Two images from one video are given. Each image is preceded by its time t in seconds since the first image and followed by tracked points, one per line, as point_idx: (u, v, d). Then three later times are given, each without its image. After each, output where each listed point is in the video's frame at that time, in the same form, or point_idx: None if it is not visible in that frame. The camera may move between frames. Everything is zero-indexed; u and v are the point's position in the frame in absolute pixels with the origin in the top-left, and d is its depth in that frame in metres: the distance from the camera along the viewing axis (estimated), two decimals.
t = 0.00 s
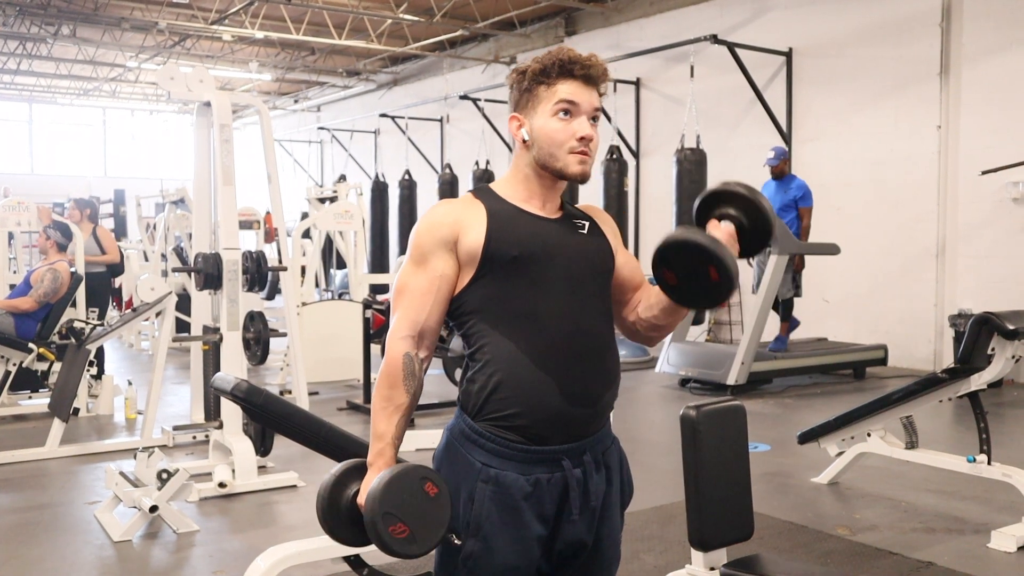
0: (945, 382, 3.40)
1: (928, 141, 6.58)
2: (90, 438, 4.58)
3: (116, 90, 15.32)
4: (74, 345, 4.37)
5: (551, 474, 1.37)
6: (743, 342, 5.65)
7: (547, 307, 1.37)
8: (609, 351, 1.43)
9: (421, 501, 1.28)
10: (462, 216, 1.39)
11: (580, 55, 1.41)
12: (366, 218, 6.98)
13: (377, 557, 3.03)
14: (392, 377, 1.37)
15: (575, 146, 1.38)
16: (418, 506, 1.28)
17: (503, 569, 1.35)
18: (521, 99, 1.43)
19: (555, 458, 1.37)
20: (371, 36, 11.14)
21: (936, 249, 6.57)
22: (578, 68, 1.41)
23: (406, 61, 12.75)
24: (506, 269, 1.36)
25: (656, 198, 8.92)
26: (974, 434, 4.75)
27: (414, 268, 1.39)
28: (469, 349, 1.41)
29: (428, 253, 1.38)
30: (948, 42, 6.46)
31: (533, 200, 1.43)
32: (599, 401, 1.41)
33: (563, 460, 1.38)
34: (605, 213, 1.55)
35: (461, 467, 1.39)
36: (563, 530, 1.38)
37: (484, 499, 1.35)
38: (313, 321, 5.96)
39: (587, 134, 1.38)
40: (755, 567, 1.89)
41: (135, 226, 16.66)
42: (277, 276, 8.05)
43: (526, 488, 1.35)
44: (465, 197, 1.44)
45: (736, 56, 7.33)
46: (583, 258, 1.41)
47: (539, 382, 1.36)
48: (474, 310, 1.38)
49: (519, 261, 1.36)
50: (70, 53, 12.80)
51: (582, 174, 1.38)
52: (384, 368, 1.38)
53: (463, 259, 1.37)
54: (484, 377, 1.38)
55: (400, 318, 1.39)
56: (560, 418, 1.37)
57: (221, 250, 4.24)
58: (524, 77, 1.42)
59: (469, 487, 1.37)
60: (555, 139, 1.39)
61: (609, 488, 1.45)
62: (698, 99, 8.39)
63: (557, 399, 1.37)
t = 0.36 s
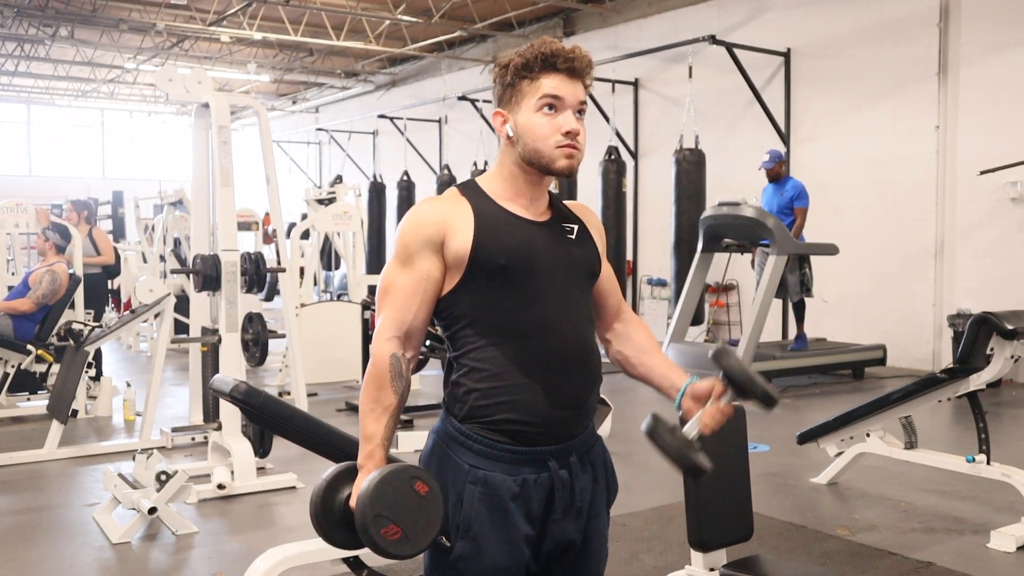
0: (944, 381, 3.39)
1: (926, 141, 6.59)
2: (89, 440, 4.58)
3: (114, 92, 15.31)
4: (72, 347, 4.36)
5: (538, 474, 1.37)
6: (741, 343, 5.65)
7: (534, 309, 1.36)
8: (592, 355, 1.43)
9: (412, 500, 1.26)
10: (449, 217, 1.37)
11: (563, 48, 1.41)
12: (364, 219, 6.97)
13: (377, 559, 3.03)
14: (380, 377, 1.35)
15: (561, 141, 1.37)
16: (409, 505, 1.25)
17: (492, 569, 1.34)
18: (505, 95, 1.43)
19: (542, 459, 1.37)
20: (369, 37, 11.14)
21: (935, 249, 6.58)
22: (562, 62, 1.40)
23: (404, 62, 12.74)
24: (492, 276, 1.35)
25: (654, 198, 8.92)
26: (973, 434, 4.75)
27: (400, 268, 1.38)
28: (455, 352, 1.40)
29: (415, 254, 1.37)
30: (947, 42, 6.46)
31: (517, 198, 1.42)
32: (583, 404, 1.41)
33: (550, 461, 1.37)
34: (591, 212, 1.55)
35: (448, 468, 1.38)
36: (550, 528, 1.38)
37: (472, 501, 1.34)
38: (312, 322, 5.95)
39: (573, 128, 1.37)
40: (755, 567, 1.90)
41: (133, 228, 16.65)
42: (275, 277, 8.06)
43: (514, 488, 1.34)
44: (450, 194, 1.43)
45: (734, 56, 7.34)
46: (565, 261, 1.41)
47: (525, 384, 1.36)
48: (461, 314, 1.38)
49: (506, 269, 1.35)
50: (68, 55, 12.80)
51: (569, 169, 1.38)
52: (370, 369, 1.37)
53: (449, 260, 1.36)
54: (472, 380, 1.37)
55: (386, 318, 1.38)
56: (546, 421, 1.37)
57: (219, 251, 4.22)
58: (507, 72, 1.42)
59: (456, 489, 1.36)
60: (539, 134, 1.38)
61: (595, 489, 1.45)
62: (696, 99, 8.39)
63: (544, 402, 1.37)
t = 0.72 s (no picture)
0: (943, 376, 3.38)
1: (925, 136, 6.58)
2: (89, 436, 4.57)
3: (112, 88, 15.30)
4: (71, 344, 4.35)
5: (544, 476, 1.33)
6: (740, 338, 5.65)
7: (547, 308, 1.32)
8: (606, 360, 1.39)
9: (378, 503, 1.31)
10: (467, 212, 1.32)
11: (563, 21, 1.42)
12: (363, 214, 6.97)
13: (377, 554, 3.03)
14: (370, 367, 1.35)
15: (580, 109, 1.35)
16: (374, 509, 1.31)
17: (495, 571, 1.29)
18: (512, 82, 1.42)
19: (549, 460, 1.33)
20: (368, 33, 11.13)
21: (934, 244, 6.57)
22: (564, 34, 1.41)
23: (403, 58, 12.73)
24: (512, 282, 1.30)
25: (653, 194, 8.92)
26: (973, 429, 4.75)
27: (407, 257, 1.34)
28: (464, 350, 1.36)
29: (424, 246, 1.33)
30: (946, 37, 6.45)
31: (538, 190, 1.38)
32: (593, 409, 1.38)
33: (557, 462, 1.33)
34: (606, 206, 1.51)
35: (454, 468, 1.33)
36: (555, 530, 1.34)
37: (478, 502, 1.30)
38: (312, 318, 5.95)
39: (589, 92, 1.36)
40: (755, 561, 1.91)
41: (132, 224, 16.64)
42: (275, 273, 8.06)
43: (521, 490, 1.30)
44: (467, 181, 1.37)
45: (734, 51, 7.33)
46: (578, 260, 1.36)
47: (536, 385, 1.32)
48: (472, 313, 1.33)
49: (526, 275, 1.30)
50: (67, 52, 12.80)
51: (594, 136, 1.34)
52: (362, 356, 1.35)
53: (461, 258, 1.32)
54: (480, 379, 1.33)
55: (386, 306, 1.35)
56: (557, 422, 1.33)
57: (218, 246, 4.21)
58: (511, 59, 1.42)
59: (462, 489, 1.31)
60: (558, 105, 1.35)
61: (601, 492, 1.41)
62: (696, 95, 8.38)
63: (555, 404, 1.33)
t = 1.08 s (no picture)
0: (943, 376, 3.38)
1: (925, 135, 6.58)
2: (88, 434, 4.57)
3: (113, 86, 15.29)
4: (70, 341, 4.34)
5: (548, 471, 1.32)
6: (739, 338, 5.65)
7: (541, 302, 1.32)
8: (597, 348, 1.39)
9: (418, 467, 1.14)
10: (445, 216, 1.31)
11: (516, 25, 1.43)
12: (363, 213, 6.96)
13: (376, 551, 3.02)
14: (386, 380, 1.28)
15: (538, 106, 1.36)
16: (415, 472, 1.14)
17: (501, 569, 1.28)
18: (469, 86, 1.42)
19: (553, 455, 1.32)
20: (368, 31, 11.12)
21: (933, 244, 6.58)
22: (518, 38, 1.42)
23: (403, 56, 12.71)
24: (497, 274, 1.29)
25: (653, 193, 8.92)
26: (972, 428, 4.75)
27: (393, 273, 1.32)
28: (457, 352, 1.33)
29: (409, 258, 1.31)
30: (946, 36, 6.44)
31: (505, 189, 1.39)
32: (588, 399, 1.38)
33: (559, 456, 1.33)
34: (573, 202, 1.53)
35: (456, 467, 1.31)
36: (559, 524, 1.33)
37: (484, 500, 1.28)
38: (312, 316, 5.95)
39: (546, 90, 1.37)
40: (755, 562, 1.92)
41: (132, 223, 16.61)
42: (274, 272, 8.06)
43: (525, 486, 1.29)
44: (436, 193, 1.36)
45: (734, 50, 7.32)
46: (562, 251, 1.37)
47: (536, 380, 1.30)
48: (464, 313, 1.31)
49: (512, 267, 1.30)
50: (67, 50, 12.78)
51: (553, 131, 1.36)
52: (373, 372, 1.30)
53: (447, 260, 1.30)
54: (476, 378, 1.31)
55: (382, 324, 1.32)
56: (557, 416, 1.32)
57: (218, 244, 4.21)
58: (467, 65, 1.43)
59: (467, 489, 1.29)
60: (516, 105, 1.36)
61: (600, 483, 1.41)
62: (695, 94, 8.38)
63: (556, 397, 1.32)
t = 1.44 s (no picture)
0: (946, 375, 3.38)
1: (927, 134, 6.58)
2: (92, 435, 4.57)
3: (114, 87, 15.31)
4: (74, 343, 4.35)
5: (556, 470, 1.31)
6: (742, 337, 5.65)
7: (541, 302, 1.31)
8: (591, 342, 1.39)
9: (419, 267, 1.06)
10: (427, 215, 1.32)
11: (479, 35, 1.45)
12: (366, 213, 6.96)
13: (381, 552, 3.02)
14: (426, 335, 1.21)
15: (505, 109, 1.37)
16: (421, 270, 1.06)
17: (513, 570, 1.28)
18: (438, 97, 1.43)
19: (560, 454, 1.32)
20: (369, 32, 11.13)
21: (936, 243, 6.57)
22: (481, 47, 1.44)
23: (405, 57, 12.71)
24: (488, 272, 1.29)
25: (655, 193, 8.92)
26: (975, 427, 4.75)
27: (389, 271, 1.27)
28: (457, 355, 1.32)
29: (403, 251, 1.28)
30: (948, 35, 6.44)
31: (482, 194, 1.40)
32: (590, 396, 1.37)
33: (567, 455, 1.33)
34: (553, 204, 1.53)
35: (464, 471, 1.30)
36: (567, 524, 1.33)
37: (493, 503, 1.27)
38: (315, 317, 5.95)
39: (513, 94, 1.37)
40: (760, 562, 1.93)
41: (135, 224, 16.64)
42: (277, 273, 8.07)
43: (534, 487, 1.29)
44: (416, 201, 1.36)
45: (735, 50, 7.32)
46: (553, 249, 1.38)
47: (542, 380, 1.30)
48: (462, 315, 1.29)
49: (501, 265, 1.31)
50: (68, 52, 12.80)
51: (522, 131, 1.36)
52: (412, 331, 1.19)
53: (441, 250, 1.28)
54: (480, 380, 1.30)
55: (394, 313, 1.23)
56: (563, 415, 1.32)
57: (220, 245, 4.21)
58: (434, 78, 1.44)
59: (475, 492, 1.28)
60: (484, 110, 1.37)
61: (605, 479, 1.41)
62: (697, 94, 8.38)
63: (562, 397, 1.32)
